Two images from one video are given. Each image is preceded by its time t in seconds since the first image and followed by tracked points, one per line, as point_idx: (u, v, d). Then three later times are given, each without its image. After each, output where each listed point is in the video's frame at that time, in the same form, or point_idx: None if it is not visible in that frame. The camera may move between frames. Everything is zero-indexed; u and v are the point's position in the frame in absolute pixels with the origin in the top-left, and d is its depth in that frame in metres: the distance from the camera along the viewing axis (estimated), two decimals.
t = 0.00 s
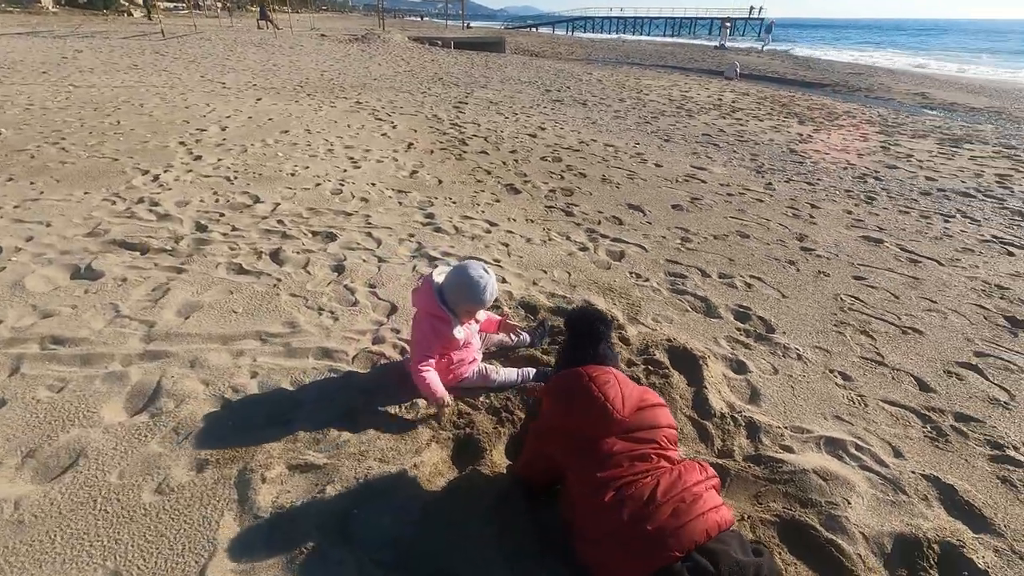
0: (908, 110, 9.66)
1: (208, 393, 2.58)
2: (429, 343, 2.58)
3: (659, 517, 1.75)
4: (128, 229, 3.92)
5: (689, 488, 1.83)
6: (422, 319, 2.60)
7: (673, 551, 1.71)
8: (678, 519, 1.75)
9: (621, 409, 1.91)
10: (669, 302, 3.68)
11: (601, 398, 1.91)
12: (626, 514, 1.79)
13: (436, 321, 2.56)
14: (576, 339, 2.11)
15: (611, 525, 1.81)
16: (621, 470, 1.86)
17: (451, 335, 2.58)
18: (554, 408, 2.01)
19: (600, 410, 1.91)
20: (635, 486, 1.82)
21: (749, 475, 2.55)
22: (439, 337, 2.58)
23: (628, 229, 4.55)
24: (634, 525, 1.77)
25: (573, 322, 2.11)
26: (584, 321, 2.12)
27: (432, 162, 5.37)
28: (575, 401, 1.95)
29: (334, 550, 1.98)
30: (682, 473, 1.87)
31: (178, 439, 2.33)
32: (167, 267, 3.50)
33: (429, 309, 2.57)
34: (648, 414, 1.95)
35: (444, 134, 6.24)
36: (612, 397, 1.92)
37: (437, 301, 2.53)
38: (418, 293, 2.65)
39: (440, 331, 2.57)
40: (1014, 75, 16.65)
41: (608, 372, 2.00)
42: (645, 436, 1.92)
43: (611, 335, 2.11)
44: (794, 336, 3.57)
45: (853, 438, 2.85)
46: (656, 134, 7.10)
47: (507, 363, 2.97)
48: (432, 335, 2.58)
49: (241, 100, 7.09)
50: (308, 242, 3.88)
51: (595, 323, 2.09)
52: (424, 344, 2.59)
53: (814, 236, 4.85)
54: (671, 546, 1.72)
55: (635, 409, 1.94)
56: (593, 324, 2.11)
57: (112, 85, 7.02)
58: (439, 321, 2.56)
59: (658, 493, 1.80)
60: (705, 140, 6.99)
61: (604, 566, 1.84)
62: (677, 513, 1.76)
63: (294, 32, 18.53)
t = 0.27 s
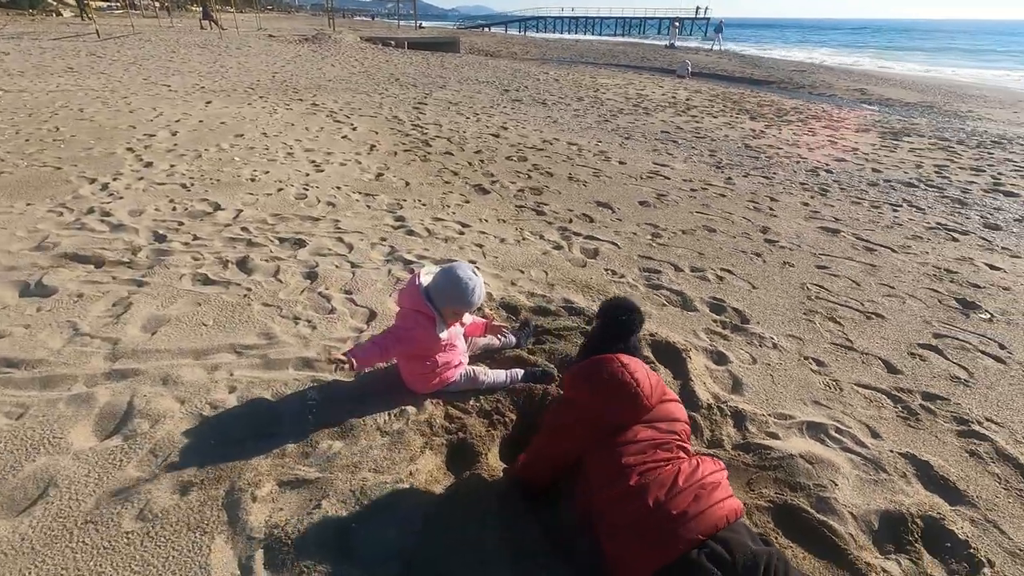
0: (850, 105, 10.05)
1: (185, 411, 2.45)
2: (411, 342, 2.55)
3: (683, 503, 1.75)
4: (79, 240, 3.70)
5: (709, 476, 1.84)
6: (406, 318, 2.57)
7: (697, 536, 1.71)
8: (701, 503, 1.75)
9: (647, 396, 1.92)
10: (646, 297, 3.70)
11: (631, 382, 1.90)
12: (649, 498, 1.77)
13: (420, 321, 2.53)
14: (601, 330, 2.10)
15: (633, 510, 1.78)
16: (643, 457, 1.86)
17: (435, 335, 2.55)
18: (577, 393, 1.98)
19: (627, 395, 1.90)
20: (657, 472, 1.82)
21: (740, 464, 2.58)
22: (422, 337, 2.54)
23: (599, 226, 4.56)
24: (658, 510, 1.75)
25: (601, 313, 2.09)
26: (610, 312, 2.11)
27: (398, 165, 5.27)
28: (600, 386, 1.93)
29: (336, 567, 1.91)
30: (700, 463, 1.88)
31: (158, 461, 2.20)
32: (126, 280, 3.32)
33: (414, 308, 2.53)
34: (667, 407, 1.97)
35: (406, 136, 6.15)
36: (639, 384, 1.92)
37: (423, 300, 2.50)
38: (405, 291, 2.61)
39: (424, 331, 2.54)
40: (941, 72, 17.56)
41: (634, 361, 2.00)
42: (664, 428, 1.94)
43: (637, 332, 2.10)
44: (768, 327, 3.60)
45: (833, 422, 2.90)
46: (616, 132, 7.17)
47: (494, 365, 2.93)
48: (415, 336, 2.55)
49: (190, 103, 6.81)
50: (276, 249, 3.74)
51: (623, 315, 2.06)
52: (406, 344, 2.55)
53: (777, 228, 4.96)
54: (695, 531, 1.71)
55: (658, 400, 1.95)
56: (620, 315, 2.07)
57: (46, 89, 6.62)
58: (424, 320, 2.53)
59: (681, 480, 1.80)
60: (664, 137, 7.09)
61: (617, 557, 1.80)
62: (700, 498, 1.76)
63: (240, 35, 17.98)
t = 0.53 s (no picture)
0: (797, 100, 10.41)
1: (165, 427, 2.34)
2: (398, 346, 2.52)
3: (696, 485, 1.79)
4: (29, 253, 3.48)
5: (711, 458, 1.90)
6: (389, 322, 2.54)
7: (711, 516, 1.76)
8: (711, 483, 1.80)
9: (655, 382, 1.90)
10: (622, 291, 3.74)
11: (643, 368, 1.87)
12: (665, 483, 1.79)
13: (405, 323, 2.51)
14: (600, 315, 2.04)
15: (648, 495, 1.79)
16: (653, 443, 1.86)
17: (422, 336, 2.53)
18: (583, 381, 1.92)
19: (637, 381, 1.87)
20: (669, 457, 1.84)
21: (729, 449, 2.62)
22: (409, 339, 2.52)
23: (570, 223, 4.58)
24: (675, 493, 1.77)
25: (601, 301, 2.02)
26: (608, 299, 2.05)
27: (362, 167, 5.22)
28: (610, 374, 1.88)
29: None
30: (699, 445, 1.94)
31: (141, 480, 2.10)
32: (86, 293, 3.15)
33: (397, 311, 2.51)
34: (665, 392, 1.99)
35: (368, 138, 6.04)
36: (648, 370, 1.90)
37: (406, 302, 2.49)
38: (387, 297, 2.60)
39: (410, 334, 2.52)
40: (877, 68, 18.36)
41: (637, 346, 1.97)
42: (666, 413, 1.95)
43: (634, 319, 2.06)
44: (741, 316, 3.64)
45: (811, 404, 2.95)
46: (578, 129, 7.22)
47: (480, 364, 2.90)
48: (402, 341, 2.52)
49: (135, 106, 6.52)
50: (244, 257, 3.63)
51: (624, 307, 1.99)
52: (393, 347, 2.52)
53: (740, 220, 5.09)
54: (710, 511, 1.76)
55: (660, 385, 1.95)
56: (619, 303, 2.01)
57: None
58: (409, 322, 2.51)
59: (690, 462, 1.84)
60: (625, 134, 7.19)
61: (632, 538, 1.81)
62: (709, 479, 1.81)
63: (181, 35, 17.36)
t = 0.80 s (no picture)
0: (765, 97, 10.62)
1: (161, 443, 2.30)
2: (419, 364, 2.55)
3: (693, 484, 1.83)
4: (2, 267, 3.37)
5: (704, 455, 1.94)
6: (406, 342, 2.55)
7: (713, 512, 1.81)
8: (709, 480, 1.85)
9: (635, 389, 1.93)
10: (609, 291, 3.79)
11: (621, 379, 1.89)
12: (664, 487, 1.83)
13: (423, 342, 2.53)
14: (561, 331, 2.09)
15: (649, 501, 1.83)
16: (646, 449, 1.89)
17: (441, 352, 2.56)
18: (564, 400, 1.94)
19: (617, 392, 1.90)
20: (664, 461, 1.87)
21: (722, 443, 2.69)
22: (429, 357, 2.55)
23: (553, 224, 4.62)
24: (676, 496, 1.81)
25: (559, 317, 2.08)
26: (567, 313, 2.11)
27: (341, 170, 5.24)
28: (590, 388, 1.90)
29: None
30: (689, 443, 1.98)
31: (143, 499, 2.06)
32: (67, 307, 3.07)
33: (413, 331, 2.52)
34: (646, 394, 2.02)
35: (345, 143, 5.99)
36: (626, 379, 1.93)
37: (422, 322, 2.49)
38: (398, 316, 2.59)
39: (429, 351, 2.54)
40: (838, 65, 18.84)
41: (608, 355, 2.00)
42: (653, 415, 1.98)
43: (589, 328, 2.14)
44: (725, 309, 3.78)
45: (797, 396, 3.05)
46: (554, 129, 7.26)
47: (476, 368, 2.92)
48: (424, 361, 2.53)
49: (99, 110, 6.33)
50: (229, 267, 3.58)
51: (576, 317, 2.12)
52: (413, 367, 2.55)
53: (718, 218, 5.19)
54: (711, 507, 1.81)
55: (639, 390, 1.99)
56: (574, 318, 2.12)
57: None
58: (427, 341, 2.52)
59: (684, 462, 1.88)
60: (600, 133, 7.26)
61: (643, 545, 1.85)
62: (706, 476, 1.86)
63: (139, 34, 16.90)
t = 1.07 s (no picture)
0: (750, 97, 10.68)
1: (152, 452, 2.23)
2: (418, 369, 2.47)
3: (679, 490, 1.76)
4: None
5: (689, 463, 1.84)
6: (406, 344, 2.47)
7: (705, 516, 1.72)
8: (687, 493, 1.75)
9: (606, 402, 1.91)
10: (604, 290, 3.77)
11: (589, 393, 1.90)
12: (649, 497, 1.77)
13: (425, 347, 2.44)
14: (534, 351, 2.10)
15: (636, 512, 1.78)
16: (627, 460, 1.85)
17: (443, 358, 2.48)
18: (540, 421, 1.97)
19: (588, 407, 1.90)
20: (646, 469, 1.82)
21: (724, 441, 2.67)
22: (428, 363, 2.46)
23: (545, 224, 4.59)
24: (662, 505, 1.75)
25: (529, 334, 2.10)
26: (539, 325, 2.11)
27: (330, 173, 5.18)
28: (560, 407, 1.92)
29: None
30: (679, 449, 1.91)
31: (134, 510, 2.00)
32: (51, 314, 2.98)
33: (415, 334, 2.43)
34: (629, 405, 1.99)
35: (333, 149, 5.94)
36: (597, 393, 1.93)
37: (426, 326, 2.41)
38: (399, 317, 2.50)
39: (430, 356, 2.46)
40: (819, 65, 19.03)
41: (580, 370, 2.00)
42: (631, 427, 1.92)
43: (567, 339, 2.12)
44: (721, 308, 3.75)
45: (796, 393, 3.04)
46: (543, 130, 7.24)
47: (473, 371, 2.88)
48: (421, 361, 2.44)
49: (80, 113, 6.21)
50: (217, 273, 3.51)
51: (547, 329, 2.08)
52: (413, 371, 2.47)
53: (710, 216, 5.19)
54: (701, 512, 1.73)
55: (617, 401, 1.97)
56: (544, 330, 2.09)
57: None
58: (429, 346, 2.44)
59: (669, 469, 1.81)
60: (589, 133, 7.25)
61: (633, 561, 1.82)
62: (684, 489, 1.76)
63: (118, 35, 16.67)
